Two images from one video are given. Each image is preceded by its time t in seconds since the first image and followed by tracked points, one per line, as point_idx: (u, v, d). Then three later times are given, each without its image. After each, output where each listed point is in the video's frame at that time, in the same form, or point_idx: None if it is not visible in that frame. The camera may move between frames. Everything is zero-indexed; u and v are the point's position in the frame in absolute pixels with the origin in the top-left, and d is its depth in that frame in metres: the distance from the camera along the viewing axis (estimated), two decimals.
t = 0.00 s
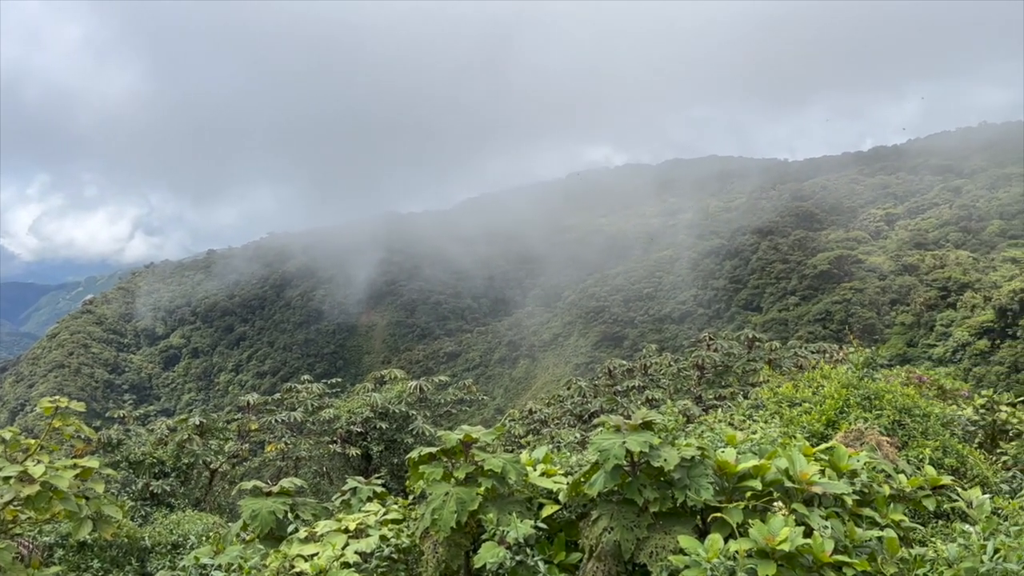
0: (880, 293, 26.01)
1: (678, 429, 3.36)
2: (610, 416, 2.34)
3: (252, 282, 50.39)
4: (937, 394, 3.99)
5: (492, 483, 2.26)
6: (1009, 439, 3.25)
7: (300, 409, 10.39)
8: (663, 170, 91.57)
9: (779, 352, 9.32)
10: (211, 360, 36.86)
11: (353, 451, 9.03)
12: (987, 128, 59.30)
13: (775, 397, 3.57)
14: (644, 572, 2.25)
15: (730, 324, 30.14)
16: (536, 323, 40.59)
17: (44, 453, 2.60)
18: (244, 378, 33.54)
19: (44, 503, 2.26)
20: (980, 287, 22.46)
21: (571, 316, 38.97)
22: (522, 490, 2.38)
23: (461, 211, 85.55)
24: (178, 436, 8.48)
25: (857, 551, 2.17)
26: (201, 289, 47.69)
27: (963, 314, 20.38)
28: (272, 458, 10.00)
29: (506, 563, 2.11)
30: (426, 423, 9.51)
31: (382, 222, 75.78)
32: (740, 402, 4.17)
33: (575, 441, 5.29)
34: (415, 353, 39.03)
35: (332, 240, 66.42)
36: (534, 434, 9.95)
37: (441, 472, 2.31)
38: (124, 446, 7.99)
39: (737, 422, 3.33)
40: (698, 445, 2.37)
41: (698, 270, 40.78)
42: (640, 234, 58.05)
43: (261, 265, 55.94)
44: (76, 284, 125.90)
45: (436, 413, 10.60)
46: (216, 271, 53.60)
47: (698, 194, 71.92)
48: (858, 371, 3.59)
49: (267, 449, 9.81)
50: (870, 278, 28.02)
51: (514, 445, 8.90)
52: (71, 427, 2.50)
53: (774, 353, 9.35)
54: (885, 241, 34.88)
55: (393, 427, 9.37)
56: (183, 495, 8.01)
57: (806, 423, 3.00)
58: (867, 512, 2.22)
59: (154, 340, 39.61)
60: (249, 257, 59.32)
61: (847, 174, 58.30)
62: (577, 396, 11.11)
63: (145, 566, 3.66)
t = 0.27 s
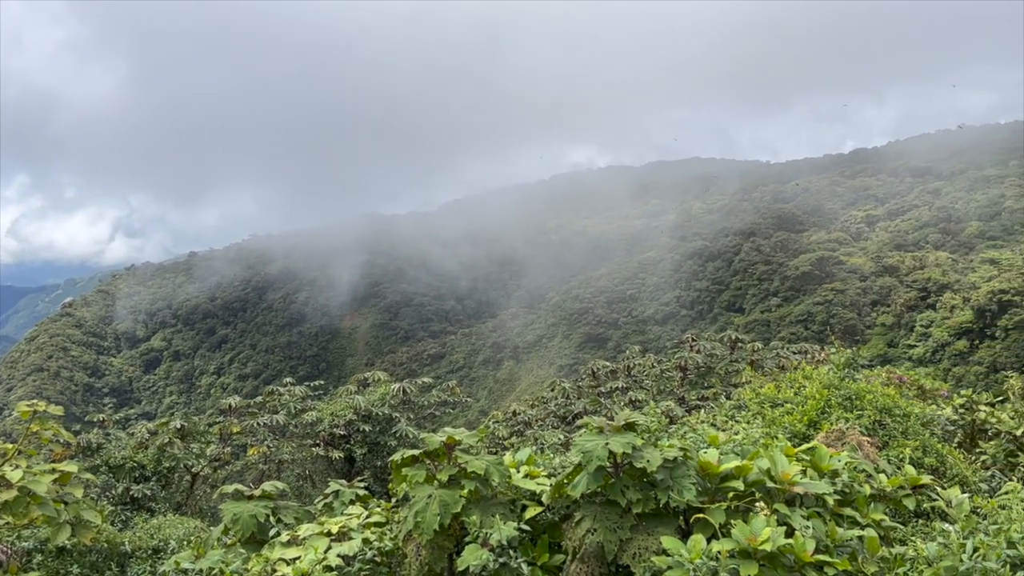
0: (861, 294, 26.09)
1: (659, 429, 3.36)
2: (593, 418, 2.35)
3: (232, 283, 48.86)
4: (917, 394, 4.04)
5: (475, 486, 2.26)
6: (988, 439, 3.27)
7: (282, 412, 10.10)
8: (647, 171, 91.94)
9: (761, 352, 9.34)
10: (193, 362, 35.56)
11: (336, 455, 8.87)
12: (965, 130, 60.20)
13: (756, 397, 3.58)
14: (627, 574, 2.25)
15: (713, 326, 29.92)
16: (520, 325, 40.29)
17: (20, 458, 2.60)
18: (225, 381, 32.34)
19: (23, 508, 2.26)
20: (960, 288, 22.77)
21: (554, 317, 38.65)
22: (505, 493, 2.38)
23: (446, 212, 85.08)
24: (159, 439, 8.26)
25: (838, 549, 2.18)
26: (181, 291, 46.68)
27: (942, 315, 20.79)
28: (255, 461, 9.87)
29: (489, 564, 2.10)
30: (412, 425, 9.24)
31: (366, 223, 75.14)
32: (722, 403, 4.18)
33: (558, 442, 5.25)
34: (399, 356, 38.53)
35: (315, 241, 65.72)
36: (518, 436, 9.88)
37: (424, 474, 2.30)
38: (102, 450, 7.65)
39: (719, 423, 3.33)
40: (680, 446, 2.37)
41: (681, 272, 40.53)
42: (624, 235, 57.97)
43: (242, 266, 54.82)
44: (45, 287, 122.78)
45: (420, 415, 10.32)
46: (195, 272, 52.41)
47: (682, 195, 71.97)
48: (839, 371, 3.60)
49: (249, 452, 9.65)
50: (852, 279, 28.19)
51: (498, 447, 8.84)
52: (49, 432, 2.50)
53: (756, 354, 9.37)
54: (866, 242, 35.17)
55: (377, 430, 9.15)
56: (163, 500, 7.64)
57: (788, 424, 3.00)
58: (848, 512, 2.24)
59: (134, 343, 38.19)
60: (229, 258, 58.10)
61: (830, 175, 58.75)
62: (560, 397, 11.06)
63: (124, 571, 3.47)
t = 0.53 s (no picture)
0: (844, 295, 26.18)
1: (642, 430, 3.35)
2: (577, 419, 2.35)
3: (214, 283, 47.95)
4: (900, 394, 4.07)
5: (459, 487, 2.26)
6: (969, 437, 3.30)
7: (266, 414, 10.01)
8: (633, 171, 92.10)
9: (744, 353, 9.34)
10: (176, 365, 34.75)
11: (321, 456, 8.91)
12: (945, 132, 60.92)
13: (740, 397, 3.58)
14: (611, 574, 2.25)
15: (697, 326, 29.71)
16: (505, 326, 40.07)
17: None
18: (209, 383, 31.68)
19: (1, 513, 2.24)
20: (941, 289, 23.02)
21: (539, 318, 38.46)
22: (489, 494, 2.38)
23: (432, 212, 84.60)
24: (140, 442, 8.17)
25: (820, 549, 2.20)
26: (162, 293, 45.88)
27: (922, 316, 21.15)
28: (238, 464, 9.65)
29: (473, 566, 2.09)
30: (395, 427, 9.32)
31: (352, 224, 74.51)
32: (706, 403, 4.19)
33: (542, 442, 5.22)
34: (383, 357, 38.02)
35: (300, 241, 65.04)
36: (502, 437, 9.83)
37: (408, 476, 2.29)
38: (83, 455, 7.82)
39: (702, 423, 3.33)
40: (664, 446, 2.38)
41: (666, 272, 40.40)
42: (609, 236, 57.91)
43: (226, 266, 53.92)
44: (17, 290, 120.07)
45: (404, 417, 10.49)
46: (176, 274, 51.42)
47: (668, 194, 71.87)
48: (822, 371, 3.61)
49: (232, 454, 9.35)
50: (835, 279, 28.32)
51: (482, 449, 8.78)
52: (27, 435, 2.48)
53: (739, 355, 9.36)
54: (848, 242, 35.40)
55: (361, 432, 9.28)
56: (145, 504, 7.87)
57: (771, 424, 3.01)
58: (830, 512, 2.25)
59: (116, 345, 37.09)
60: (211, 258, 56.97)
61: (814, 176, 59.09)
62: (544, 398, 11.00)
63: None
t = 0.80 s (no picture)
0: (828, 296, 26.32)
1: (627, 430, 3.36)
2: (561, 421, 2.35)
3: (197, 284, 47.47)
4: (882, 394, 4.12)
5: (444, 489, 2.25)
6: (950, 437, 3.34)
7: (250, 416, 9.88)
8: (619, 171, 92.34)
9: (728, 354, 9.35)
10: (159, 367, 34.32)
11: (306, 459, 8.88)
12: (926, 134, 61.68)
13: (724, 398, 3.60)
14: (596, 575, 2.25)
15: (682, 327, 29.66)
16: (491, 328, 39.92)
17: None
18: (193, 386, 31.32)
19: None
20: (923, 290, 23.28)
21: (525, 319, 38.43)
22: (474, 496, 2.38)
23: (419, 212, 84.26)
24: (123, 444, 8.10)
25: (803, 548, 2.21)
26: (146, 295, 45.35)
27: (905, 317, 21.43)
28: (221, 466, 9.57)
29: (457, 568, 2.08)
30: (379, 429, 9.69)
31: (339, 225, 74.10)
32: (691, 404, 4.20)
33: (528, 445, 5.24)
34: (369, 358, 37.54)
35: (287, 243, 64.63)
36: (488, 439, 9.83)
37: (392, 479, 2.29)
38: (64, 456, 7.83)
39: (686, 424, 3.35)
40: (647, 447, 2.39)
41: (651, 273, 40.42)
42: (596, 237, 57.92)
43: (210, 267, 53.35)
44: None
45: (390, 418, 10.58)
46: (159, 276, 50.78)
47: (655, 195, 71.90)
48: (804, 372, 3.64)
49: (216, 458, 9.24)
50: (818, 280, 28.55)
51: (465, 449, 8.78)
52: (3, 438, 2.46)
53: (724, 355, 9.38)
54: (831, 244, 35.67)
55: (346, 433, 9.59)
56: (127, 507, 7.79)
57: (754, 424, 3.03)
58: (812, 511, 2.27)
59: (98, 348, 36.60)
60: (195, 260, 56.23)
61: (797, 177, 59.51)
62: (529, 400, 10.97)
63: None
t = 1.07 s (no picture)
0: (812, 297, 26.48)
1: (613, 431, 3.36)
2: (546, 423, 2.35)
3: (183, 286, 47.10)
4: (865, 395, 4.16)
5: (428, 491, 2.25)
6: (933, 437, 3.37)
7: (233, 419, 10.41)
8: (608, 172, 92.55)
9: (714, 355, 9.35)
10: (143, 369, 33.93)
11: (291, 462, 9.45)
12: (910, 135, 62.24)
13: (709, 398, 3.61)
14: None
15: (668, 328, 29.66)
16: (478, 329, 39.78)
17: None
18: (177, 388, 31.02)
19: None
20: (906, 291, 23.49)
21: (512, 321, 38.41)
22: (459, 498, 2.38)
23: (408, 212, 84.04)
24: (105, 449, 8.35)
25: (786, 549, 2.22)
26: (130, 297, 44.92)
27: (888, 317, 21.64)
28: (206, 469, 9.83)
29: (442, 571, 2.08)
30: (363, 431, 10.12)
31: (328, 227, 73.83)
32: (677, 404, 4.21)
33: (513, 446, 5.25)
34: (355, 360, 36.82)
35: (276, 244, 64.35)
36: (474, 441, 9.81)
37: (376, 481, 2.28)
38: (47, 461, 7.94)
39: (673, 425, 3.35)
40: (633, 448, 2.40)
41: (637, 274, 40.50)
42: (583, 238, 57.94)
43: (197, 269, 52.91)
44: None
45: (374, 419, 11.21)
46: (144, 278, 50.26)
47: (643, 196, 71.92)
48: (789, 372, 3.66)
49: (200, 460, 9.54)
50: (803, 282, 28.74)
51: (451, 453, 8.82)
52: None
53: (709, 356, 9.38)
54: (816, 245, 35.89)
55: (331, 436, 9.99)
56: (110, 510, 7.91)
57: (740, 425, 3.04)
58: (797, 512, 2.27)
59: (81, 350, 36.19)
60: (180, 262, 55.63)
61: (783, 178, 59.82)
62: (516, 401, 10.97)
63: None
